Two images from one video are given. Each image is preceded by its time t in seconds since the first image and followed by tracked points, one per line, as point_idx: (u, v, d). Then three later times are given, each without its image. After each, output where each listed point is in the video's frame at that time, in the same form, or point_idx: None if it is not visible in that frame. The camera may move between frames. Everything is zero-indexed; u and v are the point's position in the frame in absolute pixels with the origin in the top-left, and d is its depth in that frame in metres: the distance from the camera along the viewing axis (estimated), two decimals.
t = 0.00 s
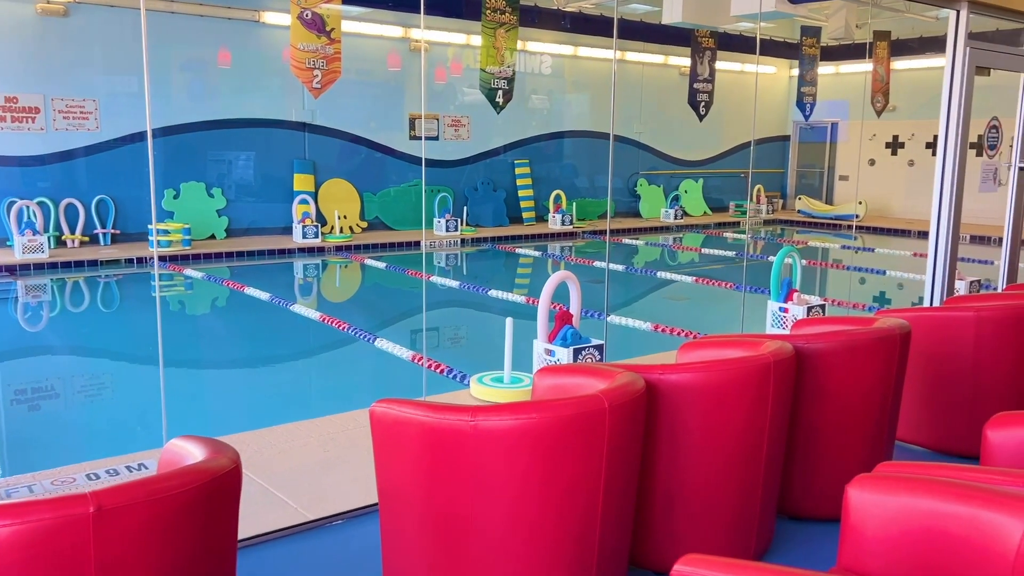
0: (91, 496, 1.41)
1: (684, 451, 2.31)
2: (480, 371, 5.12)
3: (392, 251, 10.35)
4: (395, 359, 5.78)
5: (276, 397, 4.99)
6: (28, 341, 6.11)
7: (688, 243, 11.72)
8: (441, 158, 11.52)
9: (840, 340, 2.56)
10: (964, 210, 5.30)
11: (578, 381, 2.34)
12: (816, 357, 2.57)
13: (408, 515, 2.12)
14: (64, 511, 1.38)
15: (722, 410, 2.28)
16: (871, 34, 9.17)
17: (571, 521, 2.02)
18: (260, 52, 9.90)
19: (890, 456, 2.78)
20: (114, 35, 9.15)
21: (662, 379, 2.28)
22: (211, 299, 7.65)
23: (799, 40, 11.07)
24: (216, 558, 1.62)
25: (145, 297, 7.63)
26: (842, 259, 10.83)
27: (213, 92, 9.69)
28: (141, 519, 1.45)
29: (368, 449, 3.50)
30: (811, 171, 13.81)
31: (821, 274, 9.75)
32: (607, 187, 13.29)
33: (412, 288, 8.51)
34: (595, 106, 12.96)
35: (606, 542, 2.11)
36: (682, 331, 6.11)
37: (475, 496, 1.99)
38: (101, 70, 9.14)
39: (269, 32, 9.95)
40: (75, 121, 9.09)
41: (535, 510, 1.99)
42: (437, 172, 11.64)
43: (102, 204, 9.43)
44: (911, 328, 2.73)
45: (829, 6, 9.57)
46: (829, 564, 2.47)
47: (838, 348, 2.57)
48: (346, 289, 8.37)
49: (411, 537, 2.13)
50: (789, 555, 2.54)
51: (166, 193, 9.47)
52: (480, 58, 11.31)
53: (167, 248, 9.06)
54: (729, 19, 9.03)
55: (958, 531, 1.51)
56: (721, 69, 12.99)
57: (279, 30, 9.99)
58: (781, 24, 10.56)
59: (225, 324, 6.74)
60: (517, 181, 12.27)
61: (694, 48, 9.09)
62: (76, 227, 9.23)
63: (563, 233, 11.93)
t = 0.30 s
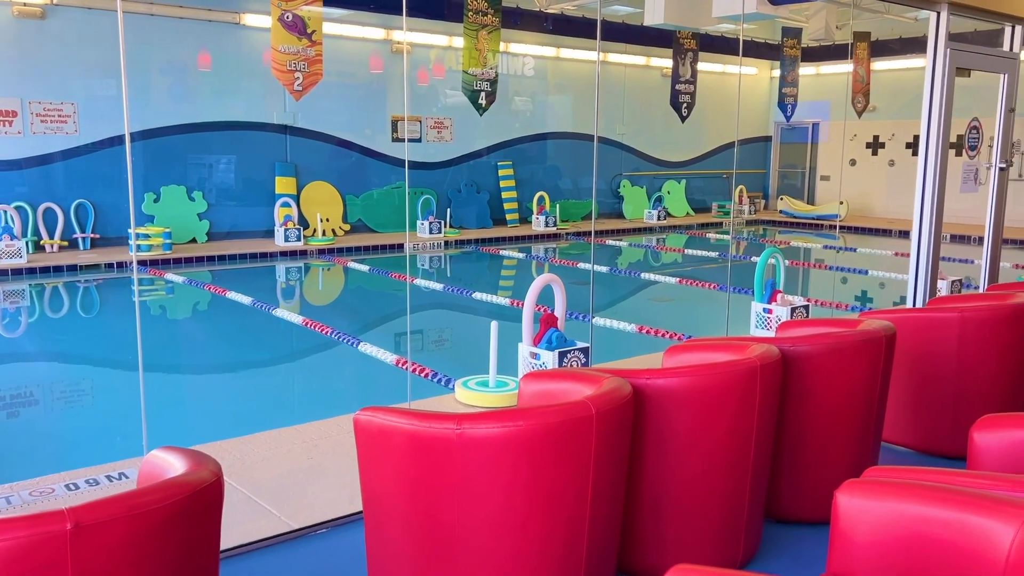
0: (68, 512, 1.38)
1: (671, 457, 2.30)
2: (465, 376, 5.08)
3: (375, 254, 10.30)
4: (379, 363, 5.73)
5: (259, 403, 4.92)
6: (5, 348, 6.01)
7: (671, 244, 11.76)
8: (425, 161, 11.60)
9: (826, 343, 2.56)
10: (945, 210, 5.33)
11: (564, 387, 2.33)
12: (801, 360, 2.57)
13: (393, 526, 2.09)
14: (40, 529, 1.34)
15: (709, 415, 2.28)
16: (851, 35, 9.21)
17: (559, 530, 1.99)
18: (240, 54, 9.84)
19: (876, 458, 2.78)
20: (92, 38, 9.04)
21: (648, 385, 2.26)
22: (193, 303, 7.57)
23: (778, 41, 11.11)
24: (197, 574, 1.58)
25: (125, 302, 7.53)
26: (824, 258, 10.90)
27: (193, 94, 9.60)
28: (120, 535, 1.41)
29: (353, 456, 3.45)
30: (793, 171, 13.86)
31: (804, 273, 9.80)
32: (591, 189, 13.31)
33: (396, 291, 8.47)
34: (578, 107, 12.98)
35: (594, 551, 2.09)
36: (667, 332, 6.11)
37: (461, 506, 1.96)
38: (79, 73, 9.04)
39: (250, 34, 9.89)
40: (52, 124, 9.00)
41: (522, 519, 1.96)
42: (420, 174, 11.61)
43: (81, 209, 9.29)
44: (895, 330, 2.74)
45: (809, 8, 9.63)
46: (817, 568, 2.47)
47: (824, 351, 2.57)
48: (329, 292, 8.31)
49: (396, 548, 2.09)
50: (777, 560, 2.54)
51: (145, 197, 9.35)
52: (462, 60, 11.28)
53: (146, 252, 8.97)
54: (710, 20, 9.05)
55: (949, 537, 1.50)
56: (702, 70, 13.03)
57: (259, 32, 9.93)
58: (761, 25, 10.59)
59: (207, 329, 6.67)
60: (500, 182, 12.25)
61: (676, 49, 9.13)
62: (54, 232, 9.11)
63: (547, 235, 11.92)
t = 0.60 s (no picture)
0: (52, 527, 1.34)
1: (666, 461, 2.28)
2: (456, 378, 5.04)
3: (363, 255, 10.25)
4: (368, 367, 5.68)
5: (247, 408, 4.85)
6: None
7: (659, 244, 11.77)
8: (412, 162, 11.56)
9: (819, 345, 2.55)
10: (934, 209, 5.36)
11: (559, 392, 2.30)
12: (796, 362, 2.56)
13: (386, 535, 2.05)
14: (22, 546, 1.30)
15: (704, 418, 2.26)
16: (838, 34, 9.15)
17: (555, 537, 1.96)
18: (224, 55, 9.76)
19: (870, 459, 2.77)
20: (74, 39, 8.93)
21: (643, 388, 2.24)
22: (179, 307, 7.50)
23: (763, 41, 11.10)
24: None
25: (110, 306, 7.44)
26: (811, 257, 10.94)
27: (177, 96, 9.51)
28: (106, 551, 1.37)
29: (343, 461, 3.41)
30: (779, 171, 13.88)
31: (791, 273, 9.83)
32: (579, 190, 13.31)
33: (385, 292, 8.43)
34: (565, 108, 12.97)
35: (590, 558, 2.06)
36: (657, 333, 6.10)
37: (455, 513, 1.93)
38: (61, 75, 8.94)
39: (234, 35, 9.81)
40: (35, 126, 8.90)
41: (516, 527, 1.93)
42: (408, 176, 11.57)
43: (64, 212, 9.20)
44: (888, 330, 2.73)
45: (795, 7, 9.63)
46: (813, 571, 2.46)
47: (818, 353, 2.56)
48: (317, 295, 8.26)
49: (389, 557, 2.05)
50: (772, 563, 2.53)
51: (129, 200, 9.29)
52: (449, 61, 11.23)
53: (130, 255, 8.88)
54: (697, 20, 9.03)
55: (950, 542, 1.49)
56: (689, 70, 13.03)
57: (244, 33, 9.86)
58: (748, 25, 10.60)
59: (193, 333, 6.61)
60: (488, 183, 12.23)
61: (663, 48, 9.15)
62: (38, 236, 8.97)
63: (535, 235, 11.91)
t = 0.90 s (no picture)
0: (34, 541, 1.30)
1: (662, 463, 2.26)
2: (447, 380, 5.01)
3: (352, 256, 10.20)
4: (358, 368, 5.64)
5: (236, 412, 4.79)
6: None
7: (648, 243, 11.77)
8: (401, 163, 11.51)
9: (814, 344, 2.54)
10: (924, 207, 5.37)
11: (553, 394, 2.28)
12: (790, 362, 2.55)
13: (379, 541, 2.01)
14: (4, 560, 1.26)
15: (699, 419, 2.24)
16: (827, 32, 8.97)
17: (551, 543, 1.93)
18: (212, 56, 9.69)
19: (865, 459, 2.76)
20: (59, 40, 8.86)
21: (638, 390, 2.21)
22: (167, 309, 7.43)
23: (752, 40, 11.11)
24: None
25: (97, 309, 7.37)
26: (800, 255, 10.97)
27: (164, 96, 9.44)
28: (90, 564, 1.33)
29: (335, 464, 3.38)
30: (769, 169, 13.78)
31: (781, 271, 9.85)
32: (569, 189, 13.30)
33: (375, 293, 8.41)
34: (554, 107, 12.95)
35: (587, 562, 2.03)
36: (648, 333, 6.09)
37: (450, 519, 1.89)
38: (46, 75, 8.86)
39: (221, 35, 9.75)
40: (19, 128, 8.85)
41: (511, 532, 1.89)
42: (397, 176, 11.52)
43: (50, 214, 9.09)
44: (882, 330, 2.73)
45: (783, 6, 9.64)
46: (809, 571, 2.45)
47: (812, 353, 2.55)
48: (305, 296, 8.20)
49: (383, 563, 2.01)
50: (769, 564, 2.51)
51: (117, 201, 9.19)
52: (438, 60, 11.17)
53: (117, 258, 8.87)
54: (686, 19, 9.02)
55: (950, 543, 1.48)
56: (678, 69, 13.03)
57: (230, 33, 9.79)
58: (736, 24, 10.61)
59: (180, 335, 6.55)
60: (478, 183, 12.20)
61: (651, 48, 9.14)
62: (23, 238, 8.88)
63: (525, 235, 11.89)
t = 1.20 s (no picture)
0: (18, 550, 1.27)
1: (656, 463, 2.24)
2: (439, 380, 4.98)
3: (343, 256, 10.15)
4: (349, 369, 5.60)
5: (226, 414, 4.75)
6: None
7: (640, 242, 11.76)
8: (392, 162, 11.45)
9: (808, 343, 2.52)
10: (916, 205, 5.38)
11: (547, 394, 2.25)
12: (784, 360, 2.53)
13: (371, 544, 1.98)
14: None
15: (694, 419, 2.22)
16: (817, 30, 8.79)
17: (546, 546, 1.90)
18: (200, 55, 9.62)
19: (860, 458, 2.75)
20: (46, 40, 8.79)
21: (632, 390, 2.20)
22: (156, 311, 7.37)
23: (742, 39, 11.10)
24: None
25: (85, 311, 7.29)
26: (791, 253, 10.99)
27: (151, 96, 9.37)
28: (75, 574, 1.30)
29: (325, 466, 3.36)
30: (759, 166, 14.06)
31: (772, 269, 9.85)
32: (561, 189, 13.27)
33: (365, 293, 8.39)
34: (545, 106, 12.92)
35: (582, 564, 2.00)
36: (641, 331, 6.08)
37: (443, 522, 1.86)
38: (32, 75, 8.77)
39: (210, 35, 9.69)
40: (8, 128, 8.44)
41: (505, 535, 1.86)
42: (387, 176, 11.48)
43: (37, 215, 8.87)
44: (877, 327, 2.72)
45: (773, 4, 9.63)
46: (804, 571, 2.43)
47: (807, 352, 2.53)
48: (296, 297, 8.15)
49: (375, 566, 1.98)
50: (764, 564, 2.50)
51: (105, 202, 9.08)
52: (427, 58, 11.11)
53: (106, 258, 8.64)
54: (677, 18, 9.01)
55: (950, 544, 1.46)
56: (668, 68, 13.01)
57: (218, 32, 9.72)
58: (725, 23, 10.61)
59: (169, 337, 6.49)
60: (468, 183, 12.17)
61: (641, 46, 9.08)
62: (10, 240, 8.66)
63: (516, 234, 11.87)
